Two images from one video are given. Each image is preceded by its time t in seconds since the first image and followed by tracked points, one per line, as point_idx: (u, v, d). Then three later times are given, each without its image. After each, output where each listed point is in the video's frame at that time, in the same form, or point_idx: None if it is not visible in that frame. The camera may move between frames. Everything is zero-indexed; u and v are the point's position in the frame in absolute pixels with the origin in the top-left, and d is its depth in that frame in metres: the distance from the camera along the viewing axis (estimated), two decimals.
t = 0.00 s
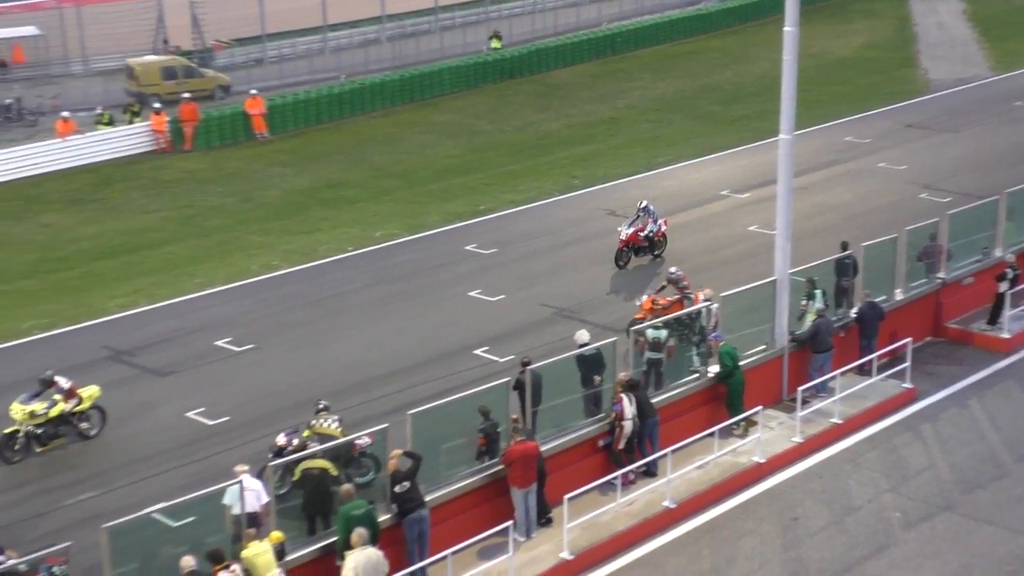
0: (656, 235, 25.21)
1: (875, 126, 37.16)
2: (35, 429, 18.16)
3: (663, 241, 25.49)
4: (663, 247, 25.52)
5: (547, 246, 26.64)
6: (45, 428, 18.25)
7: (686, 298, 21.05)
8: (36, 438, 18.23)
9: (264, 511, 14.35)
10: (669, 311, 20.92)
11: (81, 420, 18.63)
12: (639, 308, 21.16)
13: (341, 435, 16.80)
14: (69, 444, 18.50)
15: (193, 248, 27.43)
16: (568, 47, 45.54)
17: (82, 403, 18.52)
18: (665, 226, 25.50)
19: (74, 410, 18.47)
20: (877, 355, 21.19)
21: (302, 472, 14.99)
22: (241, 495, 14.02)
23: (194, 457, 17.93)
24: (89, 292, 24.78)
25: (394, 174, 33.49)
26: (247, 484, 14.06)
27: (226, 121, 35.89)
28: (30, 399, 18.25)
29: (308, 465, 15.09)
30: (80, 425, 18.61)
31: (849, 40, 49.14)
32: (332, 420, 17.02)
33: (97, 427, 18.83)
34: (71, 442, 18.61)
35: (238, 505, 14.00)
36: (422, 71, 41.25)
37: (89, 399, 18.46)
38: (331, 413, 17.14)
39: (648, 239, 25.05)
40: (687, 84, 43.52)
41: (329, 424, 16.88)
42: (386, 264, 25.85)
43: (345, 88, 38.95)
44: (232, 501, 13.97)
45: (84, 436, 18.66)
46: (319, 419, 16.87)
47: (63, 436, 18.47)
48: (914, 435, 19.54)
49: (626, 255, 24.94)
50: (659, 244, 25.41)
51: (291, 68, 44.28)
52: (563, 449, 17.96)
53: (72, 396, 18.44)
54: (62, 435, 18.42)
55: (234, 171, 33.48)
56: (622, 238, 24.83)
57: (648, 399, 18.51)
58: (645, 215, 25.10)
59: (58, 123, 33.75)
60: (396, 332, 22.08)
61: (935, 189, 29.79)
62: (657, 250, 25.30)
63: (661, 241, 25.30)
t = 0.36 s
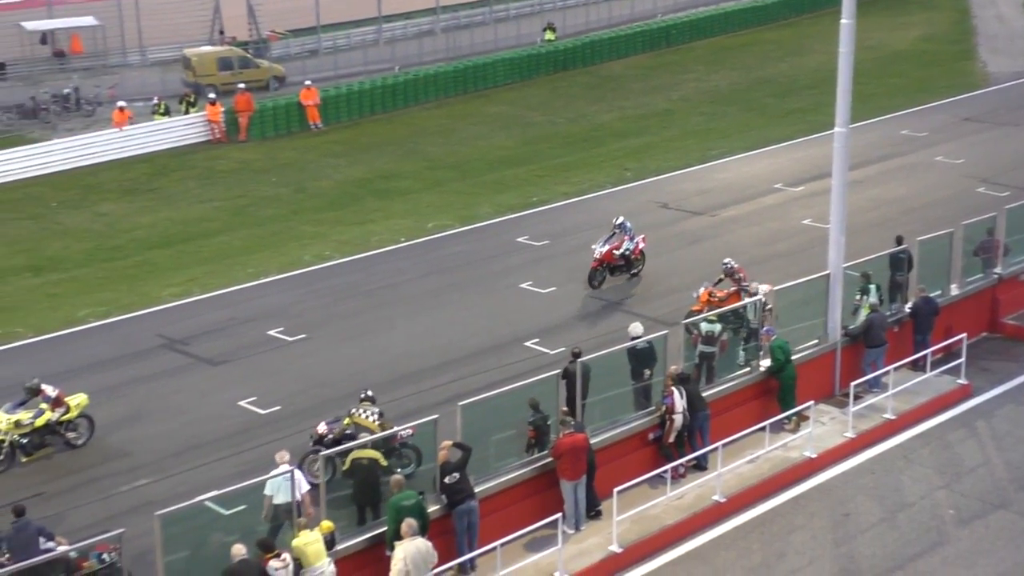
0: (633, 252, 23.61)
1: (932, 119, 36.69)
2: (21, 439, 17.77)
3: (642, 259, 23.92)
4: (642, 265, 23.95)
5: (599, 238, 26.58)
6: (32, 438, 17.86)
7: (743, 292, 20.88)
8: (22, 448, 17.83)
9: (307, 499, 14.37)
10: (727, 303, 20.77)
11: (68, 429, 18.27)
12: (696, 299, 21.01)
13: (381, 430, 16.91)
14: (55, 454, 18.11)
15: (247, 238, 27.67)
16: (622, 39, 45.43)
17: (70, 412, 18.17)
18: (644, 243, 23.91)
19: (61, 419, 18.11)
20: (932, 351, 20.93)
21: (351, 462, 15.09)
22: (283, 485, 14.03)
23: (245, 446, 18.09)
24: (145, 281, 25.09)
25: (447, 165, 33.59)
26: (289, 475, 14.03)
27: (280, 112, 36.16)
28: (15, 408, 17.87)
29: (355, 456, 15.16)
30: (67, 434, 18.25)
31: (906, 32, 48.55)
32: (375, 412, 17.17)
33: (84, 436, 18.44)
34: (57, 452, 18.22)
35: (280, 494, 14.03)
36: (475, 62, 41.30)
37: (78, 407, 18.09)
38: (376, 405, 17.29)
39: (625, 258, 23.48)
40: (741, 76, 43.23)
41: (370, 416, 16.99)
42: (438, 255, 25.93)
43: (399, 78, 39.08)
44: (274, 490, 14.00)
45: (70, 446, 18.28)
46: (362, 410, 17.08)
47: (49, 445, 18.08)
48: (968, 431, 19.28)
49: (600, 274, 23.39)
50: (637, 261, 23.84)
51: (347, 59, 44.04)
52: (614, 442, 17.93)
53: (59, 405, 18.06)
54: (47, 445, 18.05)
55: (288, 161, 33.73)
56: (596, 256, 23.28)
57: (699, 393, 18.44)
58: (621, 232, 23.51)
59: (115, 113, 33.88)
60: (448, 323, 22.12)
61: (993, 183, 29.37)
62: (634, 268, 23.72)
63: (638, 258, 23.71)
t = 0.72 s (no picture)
0: (592, 272, 22.48)
1: (971, 115, 36.38)
2: None
3: (602, 279, 22.76)
4: (603, 286, 22.79)
5: (634, 232, 26.53)
6: (10, 446, 17.43)
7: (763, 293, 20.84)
8: None
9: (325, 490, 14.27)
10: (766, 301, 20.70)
11: (47, 437, 17.83)
12: (737, 294, 20.99)
13: (405, 421, 16.90)
14: (34, 462, 17.69)
15: (282, 229, 27.79)
16: (660, 33, 45.32)
17: (50, 419, 17.70)
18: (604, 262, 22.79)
19: (39, 427, 17.62)
20: (969, 348, 20.79)
21: (383, 453, 15.10)
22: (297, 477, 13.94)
23: (279, 437, 18.18)
24: (180, 271, 25.24)
25: (482, 157, 33.61)
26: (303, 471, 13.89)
27: (316, 104, 36.27)
28: None
29: (387, 447, 15.19)
30: (47, 442, 17.80)
31: (945, 27, 48.14)
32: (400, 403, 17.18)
33: (63, 442, 18.00)
34: (35, 459, 17.78)
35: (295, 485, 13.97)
36: (512, 55, 41.27)
37: (57, 414, 17.62)
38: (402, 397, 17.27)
39: (584, 277, 22.32)
40: (779, 71, 43.00)
41: (393, 407, 16.96)
42: (473, 248, 25.97)
43: (435, 71, 39.11)
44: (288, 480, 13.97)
45: (49, 453, 17.85)
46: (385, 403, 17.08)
47: (28, 453, 17.65)
48: (1005, 430, 19.14)
49: (559, 294, 22.18)
50: (598, 282, 22.67)
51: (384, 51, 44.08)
52: (648, 437, 17.92)
53: (37, 412, 17.58)
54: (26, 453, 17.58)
55: (323, 152, 33.84)
56: (553, 276, 22.10)
57: (733, 388, 18.40)
58: (580, 250, 22.41)
59: (153, 102, 34.09)
60: (482, 316, 22.13)
61: None
62: (594, 289, 22.54)
63: (598, 278, 22.55)
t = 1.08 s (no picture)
0: (551, 289, 21.43)
1: (1008, 111, 36.09)
2: None
3: (562, 296, 21.71)
4: (563, 302, 21.76)
5: (666, 226, 26.48)
6: None
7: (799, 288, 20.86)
8: None
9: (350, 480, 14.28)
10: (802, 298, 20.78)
11: (26, 441, 17.41)
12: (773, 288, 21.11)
13: (426, 413, 16.72)
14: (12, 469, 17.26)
15: (313, 220, 27.87)
16: (694, 27, 45.15)
17: (27, 424, 17.22)
18: (564, 279, 21.74)
19: (17, 433, 17.14)
20: (1003, 346, 20.64)
21: (413, 445, 15.12)
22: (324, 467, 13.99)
23: (310, 427, 18.24)
24: (213, 261, 25.34)
25: (514, 150, 33.59)
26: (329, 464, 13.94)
27: (349, 96, 36.33)
28: None
29: (417, 439, 15.22)
30: (26, 447, 17.36)
31: (981, 22, 47.77)
32: (422, 394, 16.96)
33: (40, 448, 17.60)
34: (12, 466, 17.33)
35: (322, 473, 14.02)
36: (545, 47, 41.22)
37: (36, 419, 17.20)
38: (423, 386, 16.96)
39: (543, 295, 21.26)
40: (813, 65, 42.78)
41: (415, 400, 16.78)
42: (505, 240, 25.98)
43: (468, 63, 39.10)
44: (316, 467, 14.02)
45: (26, 459, 17.44)
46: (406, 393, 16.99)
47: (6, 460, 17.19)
48: None
49: (515, 314, 21.13)
50: (557, 299, 21.63)
51: (417, 43, 44.10)
52: (678, 431, 17.90)
53: (15, 418, 17.12)
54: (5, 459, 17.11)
55: (354, 144, 33.90)
56: (510, 294, 21.04)
57: (763, 383, 18.35)
58: (538, 267, 21.32)
59: (187, 92, 34.26)
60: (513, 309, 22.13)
61: None
62: (553, 306, 21.51)
63: (558, 296, 21.51)
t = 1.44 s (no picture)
0: (508, 304, 20.56)
1: None
2: None
3: (520, 311, 20.85)
4: (521, 318, 20.90)
5: (694, 219, 26.43)
6: None
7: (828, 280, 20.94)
8: None
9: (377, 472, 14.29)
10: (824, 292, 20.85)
11: (6, 447, 17.03)
12: (798, 283, 21.18)
13: (446, 404, 16.81)
14: None
15: (340, 211, 27.93)
16: (723, 19, 44.99)
17: (5, 429, 16.81)
18: (522, 293, 20.88)
19: None
20: None
21: (439, 436, 15.15)
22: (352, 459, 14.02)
23: (337, 417, 18.29)
24: (240, 251, 25.45)
25: (541, 142, 33.57)
26: (356, 457, 13.97)
27: (378, 87, 36.36)
28: None
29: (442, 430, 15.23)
30: (4, 452, 16.95)
31: (1014, 17, 47.40)
32: (441, 385, 17.10)
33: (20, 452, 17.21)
34: None
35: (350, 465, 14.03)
36: (573, 39, 41.16)
37: (16, 422, 16.83)
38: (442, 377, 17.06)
39: (500, 310, 20.39)
40: (843, 59, 42.57)
41: (433, 391, 16.86)
42: (532, 232, 25.99)
43: (496, 55, 39.11)
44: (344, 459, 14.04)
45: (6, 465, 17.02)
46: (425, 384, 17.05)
47: None
48: None
49: (470, 330, 20.23)
50: (515, 314, 20.77)
51: (445, 34, 44.08)
52: (704, 424, 17.85)
53: None
54: None
55: (382, 135, 33.95)
56: (464, 310, 20.15)
57: (790, 377, 18.30)
58: (494, 281, 20.43)
59: (215, 83, 34.39)
60: (539, 301, 22.11)
61: None
62: (510, 322, 20.65)
63: (515, 312, 20.66)
